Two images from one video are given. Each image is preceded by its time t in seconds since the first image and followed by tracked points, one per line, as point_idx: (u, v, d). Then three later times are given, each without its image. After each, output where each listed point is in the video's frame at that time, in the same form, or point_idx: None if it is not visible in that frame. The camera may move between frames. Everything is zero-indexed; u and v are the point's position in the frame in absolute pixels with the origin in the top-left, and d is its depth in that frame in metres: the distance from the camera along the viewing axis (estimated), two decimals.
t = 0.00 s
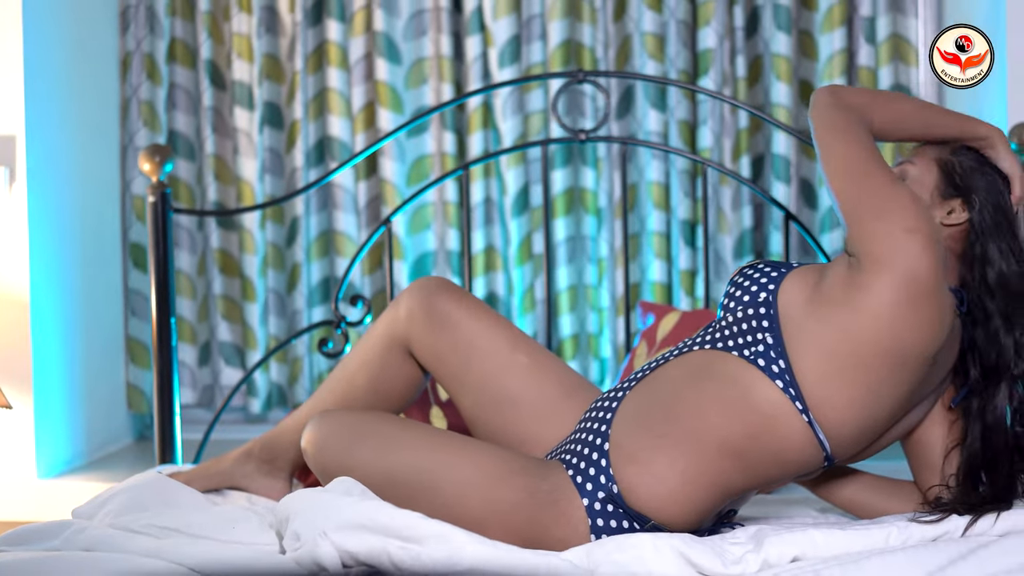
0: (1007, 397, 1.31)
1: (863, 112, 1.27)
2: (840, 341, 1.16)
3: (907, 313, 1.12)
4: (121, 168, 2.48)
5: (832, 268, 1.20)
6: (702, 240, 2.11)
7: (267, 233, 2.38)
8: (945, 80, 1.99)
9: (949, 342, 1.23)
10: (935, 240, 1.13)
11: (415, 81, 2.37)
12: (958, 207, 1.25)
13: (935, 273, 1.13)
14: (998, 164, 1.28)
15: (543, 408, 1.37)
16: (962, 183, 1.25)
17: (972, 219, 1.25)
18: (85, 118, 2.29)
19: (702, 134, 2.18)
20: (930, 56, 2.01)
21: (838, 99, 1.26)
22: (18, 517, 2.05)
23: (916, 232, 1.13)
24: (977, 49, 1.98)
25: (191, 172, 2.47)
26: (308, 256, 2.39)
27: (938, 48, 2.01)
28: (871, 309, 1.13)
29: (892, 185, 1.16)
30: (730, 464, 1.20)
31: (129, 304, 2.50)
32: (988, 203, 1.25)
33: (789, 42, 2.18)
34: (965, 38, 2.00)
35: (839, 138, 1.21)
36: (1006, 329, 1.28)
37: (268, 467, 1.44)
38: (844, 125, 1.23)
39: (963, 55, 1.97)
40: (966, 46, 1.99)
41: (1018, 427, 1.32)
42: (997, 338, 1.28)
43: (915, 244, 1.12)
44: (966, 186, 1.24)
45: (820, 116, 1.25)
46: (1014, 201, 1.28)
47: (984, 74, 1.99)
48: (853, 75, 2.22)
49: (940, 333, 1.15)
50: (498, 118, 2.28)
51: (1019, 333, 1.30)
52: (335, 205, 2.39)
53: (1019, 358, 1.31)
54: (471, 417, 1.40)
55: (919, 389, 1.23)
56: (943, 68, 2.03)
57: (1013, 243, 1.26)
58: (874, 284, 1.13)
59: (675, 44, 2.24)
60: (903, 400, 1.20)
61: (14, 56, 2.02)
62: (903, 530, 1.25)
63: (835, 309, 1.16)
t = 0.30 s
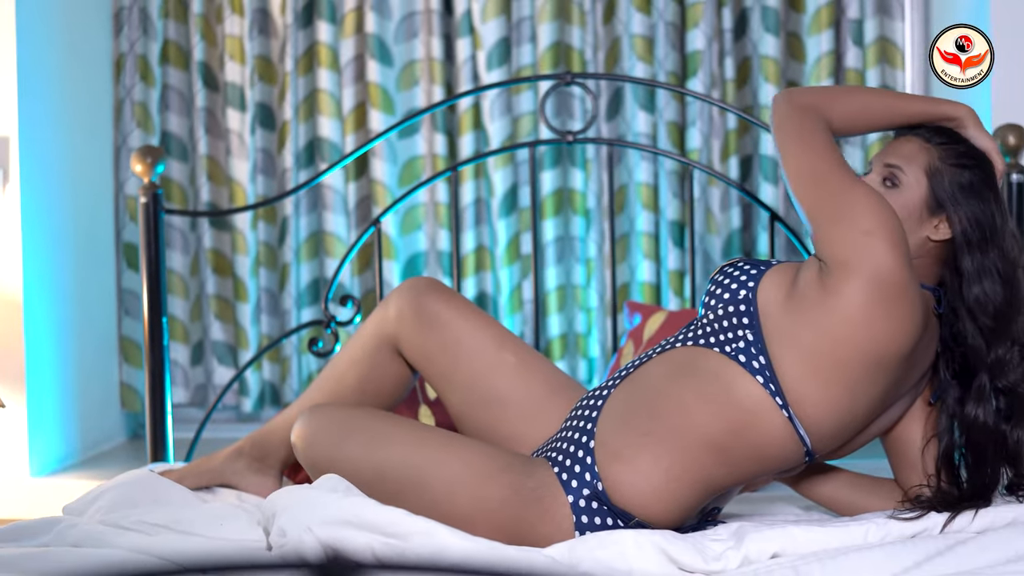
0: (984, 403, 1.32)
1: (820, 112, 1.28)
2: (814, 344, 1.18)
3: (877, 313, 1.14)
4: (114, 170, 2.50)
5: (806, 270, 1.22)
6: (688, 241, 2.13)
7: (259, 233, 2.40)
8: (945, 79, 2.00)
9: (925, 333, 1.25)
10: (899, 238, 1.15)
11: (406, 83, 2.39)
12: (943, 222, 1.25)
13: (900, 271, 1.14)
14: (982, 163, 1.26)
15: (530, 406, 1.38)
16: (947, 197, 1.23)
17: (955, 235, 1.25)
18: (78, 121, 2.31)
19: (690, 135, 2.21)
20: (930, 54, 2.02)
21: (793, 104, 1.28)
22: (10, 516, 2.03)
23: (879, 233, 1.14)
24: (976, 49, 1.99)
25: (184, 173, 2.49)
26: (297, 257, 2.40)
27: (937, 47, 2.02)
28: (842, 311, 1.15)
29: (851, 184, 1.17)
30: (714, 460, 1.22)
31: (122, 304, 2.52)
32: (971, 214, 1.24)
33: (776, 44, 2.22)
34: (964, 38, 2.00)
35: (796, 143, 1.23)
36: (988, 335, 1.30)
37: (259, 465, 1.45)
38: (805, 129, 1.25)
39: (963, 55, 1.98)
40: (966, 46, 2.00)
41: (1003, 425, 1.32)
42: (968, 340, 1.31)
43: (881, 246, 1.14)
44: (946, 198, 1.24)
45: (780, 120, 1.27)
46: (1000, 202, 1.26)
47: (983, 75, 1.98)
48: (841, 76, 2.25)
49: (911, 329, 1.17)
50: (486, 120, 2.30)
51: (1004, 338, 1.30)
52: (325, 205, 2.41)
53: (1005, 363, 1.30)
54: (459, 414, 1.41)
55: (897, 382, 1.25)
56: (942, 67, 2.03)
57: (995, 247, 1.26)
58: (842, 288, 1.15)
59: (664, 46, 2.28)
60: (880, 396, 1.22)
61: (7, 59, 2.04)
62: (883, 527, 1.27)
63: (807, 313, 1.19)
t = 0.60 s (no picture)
0: (951, 394, 1.33)
1: (769, 119, 1.29)
2: (784, 350, 1.20)
3: (844, 320, 1.16)
4: (101, 170, 2.52)
5: (775, 275, 1.24)
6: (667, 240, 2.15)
7: (245, 232, 2.43)
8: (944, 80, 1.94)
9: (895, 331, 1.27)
10: (865, 247, 1.16)
11: (390, 84, 2.41)
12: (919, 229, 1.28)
13: (867, 279, 1.15)
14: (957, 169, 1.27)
15: (508, 401, 1.40)
16: (921, 208, 1.26)
17: (929, 242, 1.28)
18: (63, 121, 2.34)
19: (672, 135, 2.26)
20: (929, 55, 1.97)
21: (740, 115, 1.29)
22: None
23: (844, 242, 1.16)
24: (977, 50, 1.91)
25: (170, 173, 2.50)
26: (280, 257, 2.42)
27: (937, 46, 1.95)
28: (810, 319, 1.17)
29: (813, 194, 1.19)
30: (689, 454, 1.23)
31: (108, 302, 2.52)
32: (945, 225, 1.26)
33: (758, 45, 2.25)
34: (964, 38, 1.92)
35: (750, 155, 1.24)
36: (955, 336, 1.31)
37: (241, 460, 1.47)
38: (759, 139, 1.26)
39: (963, 55, 1.93)
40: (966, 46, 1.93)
41: (971, 424, 1.35)
42: (935, 337, 1.33)
43: (847, 256, 1.15)
44: (921, 209, 1.26)
45: (733, 131, 1.28)
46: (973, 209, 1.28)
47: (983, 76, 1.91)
48: (822, 77, 2.28)
49: (880, 333, 1.18)
50: (469, 120, 2.34)
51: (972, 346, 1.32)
52: (309, 205, 2.43)
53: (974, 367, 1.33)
54: (438, 410, 1.43)
55: (868, 381, 1.27)
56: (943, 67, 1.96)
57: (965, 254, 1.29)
58: (810, 297, 1.17)
59: (645, 47, 2.31)
60: (850, 397, 1.24)
61: None
62: (854, 520, 1.30)
63: (777, 320, 1.20)
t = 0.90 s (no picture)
0: (890, 388, 1.37)
1: (698, 125, 1.29)
2: (730, 353, 1.22)
3: (788, 324, 1.19)
4: (53, 168, 2.51)
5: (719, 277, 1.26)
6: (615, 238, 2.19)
7: (198, 230, 2.45)
8: (944, 81, 1.83)
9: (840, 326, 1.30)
10: (807, 253, 1.18)
11: (342, 83, 2.43)
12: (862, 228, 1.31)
13: (808, 281, 1.18)
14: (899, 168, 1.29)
15: (457, 398, 1.42)
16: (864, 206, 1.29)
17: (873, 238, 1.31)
18: (14, 119, 2.33)
19: (620, 134, 2.30)
20: (928, 55, 1.86)
21: (670, 124, 1.30)
22: None
23: (784, 247, 1.18)
24: (977, 49, 1.82)
25: (123, 171, 2.51)
26: (234, 255, 2.42)
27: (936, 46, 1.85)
28: (754, 322, 1.19)
29: (752, 200, 1.21)
30: (633, 450, 1.25)
31: (61, 301, 2.51)
32: (889, 221, 1.29)
33: (706, 45, 2.29)
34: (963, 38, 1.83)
35: (686, 167, 1.26)
36: (896, 327, 1.35)
37: (193, 456, 1.47)
38: (692, 151, 1.27)
39: (963, 55, 1.82)
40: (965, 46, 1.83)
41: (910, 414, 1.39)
42: (876, 326, 1.36)
43: (790, 262, 1.18)
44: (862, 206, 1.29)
45: (667, 142, 1.29)
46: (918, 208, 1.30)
47: (984, 76, 1.81)
48: (769, 77, 2.33)
49: (824, 332, 1.21)
50: (420, 119, 2.36)
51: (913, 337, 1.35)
52: (263, 204, 2.45)
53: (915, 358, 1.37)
54: (390, 406, 1.44)
55: (814, 377, 1.30)
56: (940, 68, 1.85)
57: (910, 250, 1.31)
58: (753, 302, 1.19)
59: (594, 47, 2.34)
60: (794, 396, 1.27)
61: None
62: (795, 513, 1.32)
63: (721, 322, 1.23)
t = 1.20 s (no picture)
0: (834, 387, 1.40)
1: (632, 137, 1.31)
2: (682, 356, 1.23)
3: (739, 325, 1.20)
4: (10, 167, 2.51)
5: (670, 281, 1.28)
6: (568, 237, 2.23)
7: (153, 230, 2.47)
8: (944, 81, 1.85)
9: (790, 326, 1.31)
10: (757, 255, 1.21)
11: (299, 82, 2.43)
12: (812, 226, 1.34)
13: (758, 282, 1.20)
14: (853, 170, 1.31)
15: (412, 397, 1.42)
16: (812, 206, 1.32)
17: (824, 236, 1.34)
18: None
19: (575, 134, 2.34)
20: (928, 54, 1.86)
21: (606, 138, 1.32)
22: None
23: (732, 251, 1.20)
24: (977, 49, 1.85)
25: (80, 171, 2.53)
26: (191, 255, 2.44)
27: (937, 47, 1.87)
28: (705, 323, 1.21)
29: (698, 206, 1.23)
30: (583, 449, 1.26)
31: (17, 300, 2.52)
32: (838, 221, 1.32)
33: (659, 45, 2.31)
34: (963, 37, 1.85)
35: (627, 179, 1.28)
36: (841, 324, 1.37)
37: (149, 454, 1.47)
38: (629, 165, 1.29)
39: (964, 55, 1.85)
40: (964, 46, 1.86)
41: (853, 412, 1.42)
42: (821, 323, 1.38)
43: (740, 264, 1.20)
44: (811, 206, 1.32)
45: (605, 156, 1.31)
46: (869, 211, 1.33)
47: (984, 76, 1.85)
48: (723, 77, 2.35)
49: (775, 333, 1.23)
50: (376, 118, 2.38)
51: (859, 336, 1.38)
52: (219, 203, 2.46)
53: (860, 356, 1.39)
54: (344, 403, 1.45)
55: (764, 377, 1.31)
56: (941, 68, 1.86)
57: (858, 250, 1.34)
58: (704, 305, 1.21)
59: (549, 48, 2.35)
60: (745, 397, 1.28)
61: None
62: (744, 508, 1.34)
63: (673, 324, 1.24)
